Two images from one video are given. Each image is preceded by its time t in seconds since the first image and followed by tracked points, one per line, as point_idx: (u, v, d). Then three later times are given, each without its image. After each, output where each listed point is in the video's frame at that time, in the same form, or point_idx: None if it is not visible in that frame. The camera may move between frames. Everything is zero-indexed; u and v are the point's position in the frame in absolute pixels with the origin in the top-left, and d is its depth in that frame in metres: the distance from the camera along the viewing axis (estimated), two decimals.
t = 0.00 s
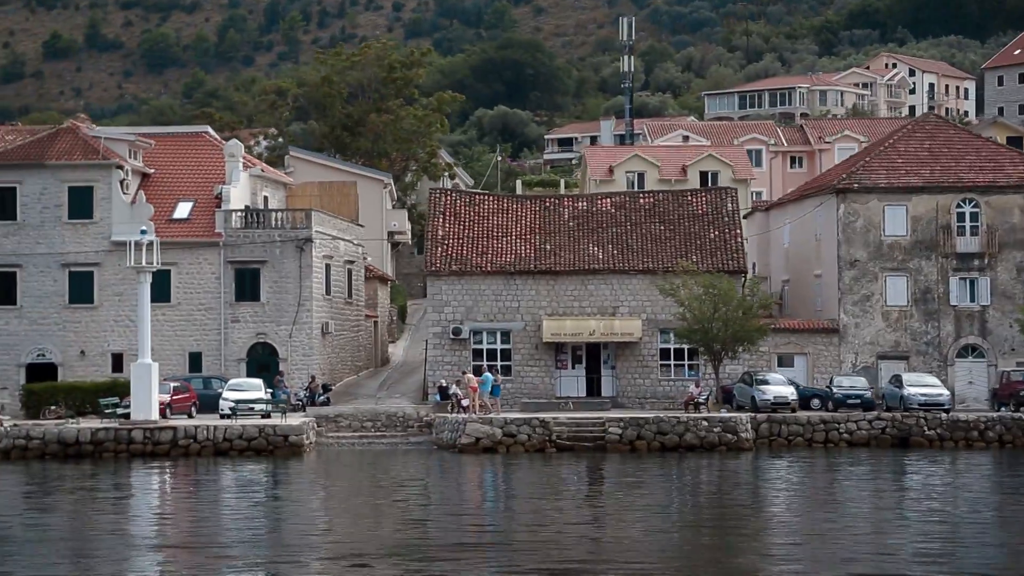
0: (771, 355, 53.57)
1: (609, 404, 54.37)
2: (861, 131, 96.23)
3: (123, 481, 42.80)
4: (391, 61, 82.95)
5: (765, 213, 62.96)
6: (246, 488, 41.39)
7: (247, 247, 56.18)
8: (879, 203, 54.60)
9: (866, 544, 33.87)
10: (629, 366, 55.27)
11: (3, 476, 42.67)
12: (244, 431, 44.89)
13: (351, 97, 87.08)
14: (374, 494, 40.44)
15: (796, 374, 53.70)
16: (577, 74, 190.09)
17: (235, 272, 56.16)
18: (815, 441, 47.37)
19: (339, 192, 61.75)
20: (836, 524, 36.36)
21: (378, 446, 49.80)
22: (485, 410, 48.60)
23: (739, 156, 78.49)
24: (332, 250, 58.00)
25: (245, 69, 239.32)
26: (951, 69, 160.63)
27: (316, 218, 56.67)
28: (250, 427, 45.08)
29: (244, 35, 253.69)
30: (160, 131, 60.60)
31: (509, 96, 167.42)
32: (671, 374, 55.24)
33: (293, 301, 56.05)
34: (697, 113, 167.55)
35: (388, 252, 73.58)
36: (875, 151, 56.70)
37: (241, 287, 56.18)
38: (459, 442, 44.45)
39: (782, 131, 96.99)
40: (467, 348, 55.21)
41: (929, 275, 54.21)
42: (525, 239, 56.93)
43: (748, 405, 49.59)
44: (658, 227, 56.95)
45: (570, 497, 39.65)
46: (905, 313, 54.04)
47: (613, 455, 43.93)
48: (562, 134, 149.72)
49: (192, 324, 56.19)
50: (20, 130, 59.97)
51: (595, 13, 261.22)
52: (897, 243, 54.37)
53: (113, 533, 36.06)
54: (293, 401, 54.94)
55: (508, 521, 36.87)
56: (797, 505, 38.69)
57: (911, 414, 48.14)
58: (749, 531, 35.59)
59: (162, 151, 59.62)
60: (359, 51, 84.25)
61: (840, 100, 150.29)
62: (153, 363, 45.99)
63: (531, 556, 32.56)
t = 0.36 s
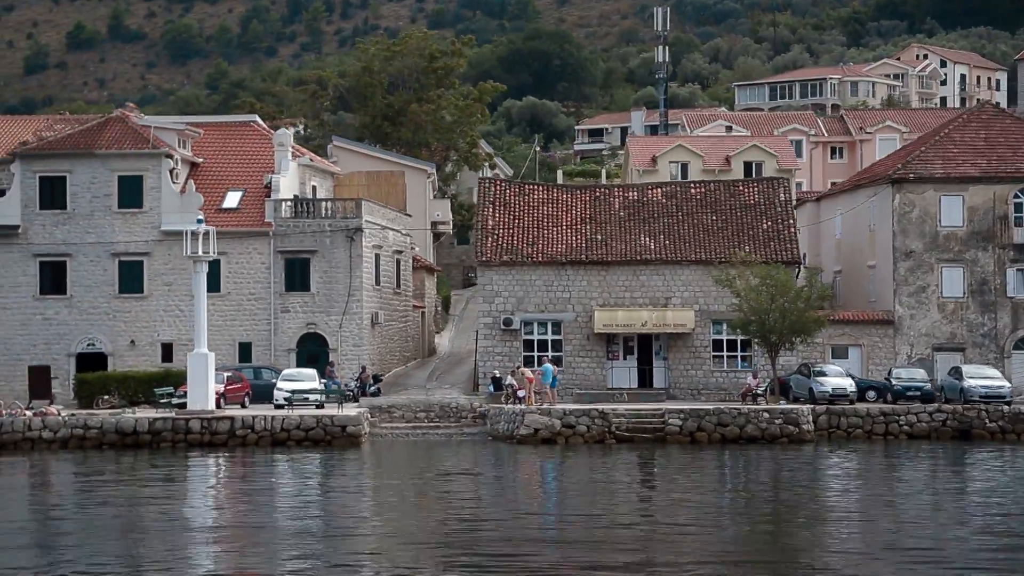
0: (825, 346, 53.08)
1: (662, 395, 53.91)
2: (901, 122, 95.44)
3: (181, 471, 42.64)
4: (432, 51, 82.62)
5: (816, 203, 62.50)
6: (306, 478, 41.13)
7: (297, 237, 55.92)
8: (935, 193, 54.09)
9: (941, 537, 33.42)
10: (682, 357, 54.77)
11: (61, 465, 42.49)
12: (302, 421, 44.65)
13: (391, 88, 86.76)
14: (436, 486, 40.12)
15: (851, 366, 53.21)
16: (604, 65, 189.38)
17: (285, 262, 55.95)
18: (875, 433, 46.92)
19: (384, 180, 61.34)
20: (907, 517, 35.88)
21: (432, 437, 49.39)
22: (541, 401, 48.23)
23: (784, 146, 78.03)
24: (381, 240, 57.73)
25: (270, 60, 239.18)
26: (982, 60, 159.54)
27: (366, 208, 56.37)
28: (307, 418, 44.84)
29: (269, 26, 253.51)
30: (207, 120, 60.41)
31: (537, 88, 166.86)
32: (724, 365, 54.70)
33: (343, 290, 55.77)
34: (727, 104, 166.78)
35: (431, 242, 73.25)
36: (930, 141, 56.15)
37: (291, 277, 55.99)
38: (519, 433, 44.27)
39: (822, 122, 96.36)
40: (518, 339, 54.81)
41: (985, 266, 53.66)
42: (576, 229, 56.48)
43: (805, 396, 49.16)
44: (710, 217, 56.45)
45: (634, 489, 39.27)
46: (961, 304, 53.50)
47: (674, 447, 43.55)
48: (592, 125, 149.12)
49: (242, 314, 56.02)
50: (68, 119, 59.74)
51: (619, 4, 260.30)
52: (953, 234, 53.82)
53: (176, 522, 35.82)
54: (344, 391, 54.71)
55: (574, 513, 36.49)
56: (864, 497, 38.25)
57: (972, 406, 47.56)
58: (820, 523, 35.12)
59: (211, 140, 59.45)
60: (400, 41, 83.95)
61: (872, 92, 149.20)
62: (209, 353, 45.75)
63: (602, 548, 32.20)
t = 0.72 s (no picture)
0: (878, 340, 52.60)
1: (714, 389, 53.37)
2: (939, 114, 94.68)
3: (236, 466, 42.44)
4: (471, 43, 82.28)
5: (865, 196, 62.11)
6: (364, 472, 40.87)
7: (345, 230, 55.61)
8: (989, 185, 53.56)
9: (1016, 531, 32.94)
10: (732, 351, 54.28)
11: (117, 459, 42.36)
12: (357, 415, 44.36)
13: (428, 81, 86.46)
14: (496, 480, 39.79)
15: (904, 360, 52.71)
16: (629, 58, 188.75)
17: (332, 256, 55.71)
18: (933, 428, 46.43)
19: (430, 173, 60.81)
20: (977, 511, 35.40)
21: (484, 432, 48.85)
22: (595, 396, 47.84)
23: (825, 139, 77.44)
24: (429, 233, 57.37)
25: (292, 54, 239.00)
26: (1011, 53, 158.39)
27: (413, 200, 55.91)
28: (363, 412, 44.58)
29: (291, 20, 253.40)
30: (252, 112, 60.18)
31: (563, 81, 166.34)
32: (775, 360, 54.24)
33: (392, 284, 55.51)
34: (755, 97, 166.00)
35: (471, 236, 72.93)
36: (983, 134, 55.63)
37: (339, 270, 55.75)
38: (576, 427, 43.86)
39: (859, 114, 95.69)
40: (567, 333, 54.36)
41: None
42: (625, 222, 56.01)
43: (861, 390, 48.77)
44: (760, 210, 55.99)
45: (697, 483, 38.87)
46: (1016, 297, 52.97)
47: (733, 442, 43.16)
48: (620, 118, 148.59)
49: (290, 307, 55.84)
50: (114, 112, 59.65)
51: None
52: (1007, 226, 53.27)
53: (238, 516, 35.60)
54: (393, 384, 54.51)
55: (639, 507, 36.10)
56: (930, 492, 37.78)
57: None
58: (890, 518, 34.65)
59: (257, 133, 59.25)
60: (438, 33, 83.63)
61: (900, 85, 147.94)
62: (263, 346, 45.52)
63: (670, 542, 31.85)
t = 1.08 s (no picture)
0: (935, 333, 52.17)
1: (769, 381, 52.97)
2: (980, 104, 93.77)
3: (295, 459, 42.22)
4: (511, 35, 81.83)
5: (917, 186, 61.54)
6: (426, 465, 40.60)
7: (395, 222, 55.31)
8: None
9: None
10: (786, 344, 53.90)
11: (177, 452, 42.28)
12: (416, 409, 44.01)
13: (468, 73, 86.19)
14: (558, 474, 39.43)
15: (960, 353, 52.16)
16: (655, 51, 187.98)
17: (382, 248, 55.35)
18: (996, 421, 45.75)
19: (479, 165, 60.82)
20: None
21: (540, 425, 48.48)
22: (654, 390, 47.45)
23: (870, 132, 76.76)
24: (478, 225, 57.03)
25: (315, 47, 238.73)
26: None
27: (464, 192, 55.60)
28: (421, 405, 44.22)
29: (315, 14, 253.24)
30: (298, 104, 59.91)
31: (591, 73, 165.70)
32: (830, 353, 53.76)
33: (442, 276, 55.22)
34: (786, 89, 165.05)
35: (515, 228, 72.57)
36: None
37: (389, 262, 55.39)
38: (637, 421, 43.61)
39: (901, 105, 94.91)
40: (620, 326, 53.90)
41: None
42: (676, 214, 55.43)
43: (921, 383, 48.32)
44: (813, 201, 55.48)
45: (762, 477, 38.40)
46: None
47: (796, 436, 42.69)
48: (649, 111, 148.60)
49: (340, 300, 55.53)
50: (161, 104, 59.52)
51: None
52: None
53: (302, 509, 35.39)
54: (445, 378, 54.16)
55: (707, 500, 35.64)
56: (1002, 484, 37.21)
57: None
58: (964, 510, 34.08)
59: (305, 125, 58.95)
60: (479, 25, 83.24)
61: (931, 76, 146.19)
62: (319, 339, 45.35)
63: (743, 535, 31.48)
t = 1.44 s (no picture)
0: (996, 324, 51.79)
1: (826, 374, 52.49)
2: None
3: (358, 455, 42.04)
4: (552, 27, 81.31)
5: (972, 176, 61.04)
6: (491, 461, 40.29)
7: (448, 217, 54.99)
8: None
9: None
10: (844, 336, 53.33)
11: (239, 449, 42.14)
12: (478, 405, 43.65)
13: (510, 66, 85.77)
14: (628, 469, 39.05)
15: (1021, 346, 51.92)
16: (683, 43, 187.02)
17: (435, 244, 55.11)
18: None
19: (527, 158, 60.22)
20: None
21: (599, 420, 47.92)
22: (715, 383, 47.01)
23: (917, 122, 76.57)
24: (530, 219, 56.65)
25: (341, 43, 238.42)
26: None
27: (517, 186, 55.14)
28: (483, 401, 43.85)
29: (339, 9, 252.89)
30: (346, 99, 59.63)
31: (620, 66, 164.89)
32: (888, 345, 53.21)
33: (495, 271, 54.82)
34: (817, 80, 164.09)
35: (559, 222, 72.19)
36: None
37: (442, 258, 55.14)
38: (702, 415, 43.31)
39: (943, 96, 94.11)
40: (675, 319, 53.47)
41: None
42: (731, 206, 54.89)
43: (987, 375, 47.69)
44: (870, 192, 54.93)
45: (836, 470, 37.94)
46: None
47: (865, 430, 42.23)
48: (681, 103, 146.57)
49: (393, 296, 55.30)
50: (210, 100, 59.37)
51: None
52: None
53: (370, 504, 35.15)
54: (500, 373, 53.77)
55: (784, 493, 35.19)
56: None
57: None
58: None
59: (355, 120, 58.67)
60: (520, 18, 82.73)
61: (963, 65, 142.71)
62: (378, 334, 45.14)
63: (828, 528, 31.00)
